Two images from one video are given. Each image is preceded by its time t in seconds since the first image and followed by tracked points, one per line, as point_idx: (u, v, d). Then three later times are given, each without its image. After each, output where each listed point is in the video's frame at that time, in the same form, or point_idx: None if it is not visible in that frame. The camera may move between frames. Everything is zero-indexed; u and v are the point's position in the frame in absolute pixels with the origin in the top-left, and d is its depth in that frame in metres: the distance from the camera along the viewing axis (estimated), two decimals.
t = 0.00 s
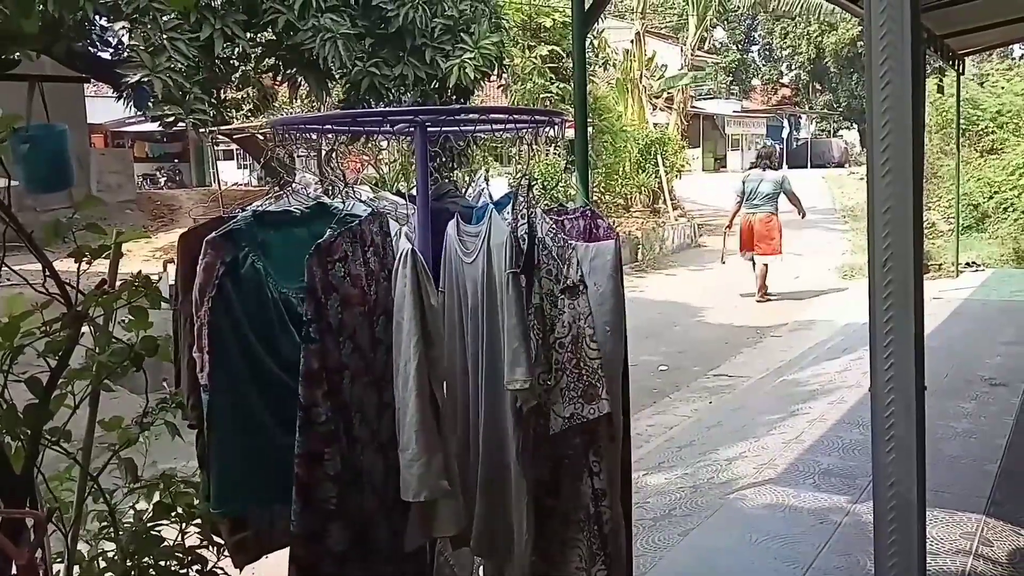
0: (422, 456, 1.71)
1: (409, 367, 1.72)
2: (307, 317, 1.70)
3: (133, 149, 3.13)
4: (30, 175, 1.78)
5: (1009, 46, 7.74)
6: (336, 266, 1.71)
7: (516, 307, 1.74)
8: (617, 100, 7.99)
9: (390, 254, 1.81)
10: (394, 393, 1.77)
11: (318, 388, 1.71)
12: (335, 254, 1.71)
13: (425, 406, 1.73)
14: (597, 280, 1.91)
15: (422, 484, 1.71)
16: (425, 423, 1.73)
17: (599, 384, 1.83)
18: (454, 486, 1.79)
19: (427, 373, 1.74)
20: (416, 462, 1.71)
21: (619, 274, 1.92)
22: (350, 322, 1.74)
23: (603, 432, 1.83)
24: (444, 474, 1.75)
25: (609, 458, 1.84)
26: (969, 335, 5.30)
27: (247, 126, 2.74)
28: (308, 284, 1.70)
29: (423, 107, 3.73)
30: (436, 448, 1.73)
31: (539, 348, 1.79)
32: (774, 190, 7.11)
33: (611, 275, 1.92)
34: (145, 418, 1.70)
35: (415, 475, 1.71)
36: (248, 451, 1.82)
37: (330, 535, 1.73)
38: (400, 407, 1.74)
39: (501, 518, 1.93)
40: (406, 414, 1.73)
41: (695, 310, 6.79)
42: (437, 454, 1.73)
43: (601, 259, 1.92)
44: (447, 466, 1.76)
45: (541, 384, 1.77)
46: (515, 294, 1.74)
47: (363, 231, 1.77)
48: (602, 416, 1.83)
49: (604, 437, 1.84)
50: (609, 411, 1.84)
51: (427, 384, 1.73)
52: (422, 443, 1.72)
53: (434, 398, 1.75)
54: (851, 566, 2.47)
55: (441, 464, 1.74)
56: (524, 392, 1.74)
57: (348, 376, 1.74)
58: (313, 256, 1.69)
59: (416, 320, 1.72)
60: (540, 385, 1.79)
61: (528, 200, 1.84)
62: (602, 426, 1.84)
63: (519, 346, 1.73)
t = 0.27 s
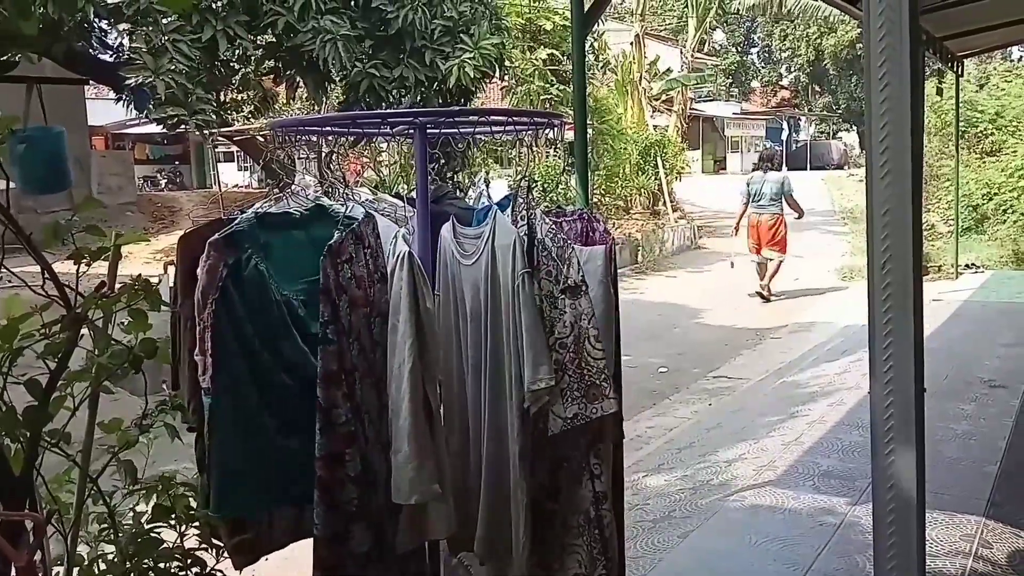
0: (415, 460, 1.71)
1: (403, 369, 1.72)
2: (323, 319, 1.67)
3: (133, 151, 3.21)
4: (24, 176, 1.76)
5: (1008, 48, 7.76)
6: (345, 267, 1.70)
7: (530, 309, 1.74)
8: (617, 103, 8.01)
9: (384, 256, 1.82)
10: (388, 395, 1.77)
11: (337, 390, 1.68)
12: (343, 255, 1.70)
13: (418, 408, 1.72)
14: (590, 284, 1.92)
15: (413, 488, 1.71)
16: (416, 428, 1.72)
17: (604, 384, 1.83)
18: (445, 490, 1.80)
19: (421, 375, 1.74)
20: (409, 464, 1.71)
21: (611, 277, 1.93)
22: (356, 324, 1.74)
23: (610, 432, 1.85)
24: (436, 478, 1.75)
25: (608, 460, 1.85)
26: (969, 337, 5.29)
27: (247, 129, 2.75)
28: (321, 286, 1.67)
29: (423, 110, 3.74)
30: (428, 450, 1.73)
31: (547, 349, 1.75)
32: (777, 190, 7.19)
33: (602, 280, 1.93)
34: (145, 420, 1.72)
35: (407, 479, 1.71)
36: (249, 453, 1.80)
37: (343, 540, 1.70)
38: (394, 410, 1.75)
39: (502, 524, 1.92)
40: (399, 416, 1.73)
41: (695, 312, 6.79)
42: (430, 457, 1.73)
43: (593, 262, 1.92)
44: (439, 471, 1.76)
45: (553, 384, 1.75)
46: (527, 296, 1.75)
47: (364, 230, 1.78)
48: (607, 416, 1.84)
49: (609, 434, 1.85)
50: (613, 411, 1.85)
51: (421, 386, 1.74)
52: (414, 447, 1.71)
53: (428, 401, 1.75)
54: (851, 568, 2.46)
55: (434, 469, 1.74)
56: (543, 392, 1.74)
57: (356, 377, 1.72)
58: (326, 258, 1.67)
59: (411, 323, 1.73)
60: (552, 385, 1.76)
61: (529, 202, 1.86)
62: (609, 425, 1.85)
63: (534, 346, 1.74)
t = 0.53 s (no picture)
0: (409, 460, 1.74)
1: (400, 370, 1.75)
2: (332, 319, 1.68)
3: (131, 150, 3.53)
4: (26, 178, 1.74)
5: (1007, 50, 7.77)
6: (348, 269, 1.70)
7: (525, 310, 1.75)
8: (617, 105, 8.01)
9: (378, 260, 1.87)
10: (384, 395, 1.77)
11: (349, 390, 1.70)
12: (347, 257, 1.69)
13: (415, 412, 1.75)
14: (587, 288, 1.92)
15: (408, 489, 1.74)
16: (413, 432, 1.75)
17: (599, 386, 1.81)
18: (440, 490, 1.83)
19: (417, 377, 1.76)
20: (405, 464, 1.74)
21: (608, 281, 1.93)
22: (361, 328, 1.73)
23: (607, 433, 1.82)
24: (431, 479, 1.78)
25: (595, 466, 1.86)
26: (969, 339, 5.30)
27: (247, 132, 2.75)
28: (330, 288, 1.66)
29: (424, 112, 3.77)
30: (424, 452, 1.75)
31: (541, 351, 1.76)
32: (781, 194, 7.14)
33: (599, 284, 1.92)
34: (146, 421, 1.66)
35: (404, 481, 1.74)
36: (250, 454, 1.83)
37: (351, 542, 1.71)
38: (390, 412, 1.75)
39: (502, 520, 1.93)
40: (396, 418, 1.75)
41: (694, 314, 6.80)
42: (426, 456, 1.76)
43: (591, 266, 1.92)
44: (435, 473, 1.80)
45: (542, 389, 1.75)
46: (524, 298, 1.75)
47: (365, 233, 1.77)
48: (603, 417, 1.82)
49: (605, 437, 1.83)
50: (609, 412, 1.83)
51: (416, 387, 1.76)
52: (409, 449, 1.74)
53: (423, 403, 1.78)
54: (851, 570, 2.46)
55: (428, 469, 1.77)
56: (528, 394, 1.74)
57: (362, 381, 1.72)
58: (333, 260, 1.66)
59: (408, 324, 1.75)
60: (542, 388, 1.76)
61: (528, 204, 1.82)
62: (606, 423, 1.83)
63: (527, 348, 1.74)
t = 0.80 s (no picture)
0: (407, 464, 1.74)
1: (399, 372, 1.75)
2: (332, 322, 1.72)
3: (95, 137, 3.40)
4: (22, 180, 1.78)
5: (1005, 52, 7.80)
6: (348, 272, 1.73)
7: (526, 313, 1.75)
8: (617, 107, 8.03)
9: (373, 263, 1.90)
10: (382, 398, 1.77)
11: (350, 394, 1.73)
12: (346, 261, 1.73)
13: (414, 416, 1.75)
14: (590, 288, 1.96)
15: (408, 491, 1.74)
16: (413, 434, 1.75)
17: (578, 393, 1.78)
18: (439, 493, 1.82)
19: (417, 380, 1.76)
20: (404, 468, 1.74)
21: (611, 283, 1.96)
22: (357, 332, 1.75)
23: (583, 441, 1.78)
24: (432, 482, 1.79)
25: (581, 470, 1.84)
26: (968, 340, 5.31)
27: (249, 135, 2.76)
28: (331, 292, 1.71)
29: (427, 114, 3.81)
30: (425, 454, 1.76)
31: (540, 355, 1.76)
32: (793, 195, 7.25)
33: (605, 287, 1.95)
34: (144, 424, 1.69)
35: (403, 483, 1.74)
36: (255, 456, 1.84)
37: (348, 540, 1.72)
38: (389, 415, 1.76)
39: (496, 523, 1.93)
40: (395, 422, 1.75)
41: (694, 315, 6.81)
42: (425, 459, 1.76)
43: (595, 267, 1.95)
44: (435, 476, 1.80)
45: (543, 392, 1.75)
46: (523, 302, 1.76)
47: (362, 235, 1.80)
48: (582, 424, 1.78)
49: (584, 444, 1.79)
50: (588, 420, 1.79)
51: (415, 390, 1.76)
52: (409, 452, 1.74)
53: (423, 405, 1.78)
54: (851, 571, 2.48)
55: (428, 472, 1.77)
56: (528, 399, 1.75)
57: (362, 381, 1.74)
58: (331, 263, 1.70)
59: (407, 327, 1.75)
60: (542, 392, 1.75)
61: (524, 209, 1.91)
62: (585, 432, 1.79)
63: (529, 351, 1.75)
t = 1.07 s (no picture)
0: (408, 467, 1.74)
1: (400, 375, 1.75)
2: (327, 324, 1.71)
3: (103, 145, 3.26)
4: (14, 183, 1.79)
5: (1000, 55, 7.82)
6: (341, 274, 1.73)
7: (526, 317, 1.74)
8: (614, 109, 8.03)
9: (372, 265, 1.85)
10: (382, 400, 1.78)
11: (343, 397, 1.73)
12: (341, 263, 1.74)
13: (414, 418, 1.75)
14: (587, 289, 1.95)
15: (409, 493, 1.74)
16: (412, 437, 1.75)
17: (576, 396, 1.78)
18: (438, 496, 1.82)
19: (417, 383, 1.76)
20: (404, 470, 1.74)
21: (609, 285, 1.95)
22: (352, 335, 1.75)
23: (582, 443, 1.77)
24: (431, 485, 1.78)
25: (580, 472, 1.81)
26: (964, 342, 5.32)
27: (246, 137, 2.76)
28: (325, 294, 1.72)
29: (424, 115, 3.81)
30: (425, 457, 1.76)
31: (540, 357, 1.74)
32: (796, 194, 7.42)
33: (601, 286, 1.95)
34: (139, 426, 1.69)
35: (403, 486, 1.74)
36: (255, 459, 1.82)
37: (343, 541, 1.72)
38: (389, 418, 1.76)
39: (494, 521, 1.94)
40: (395, 425, 1.75)
41: (691, 317, 6.81)
42: (424, 461, 1.76)
43: (591, 270, 1.95)
44: (435, 478, 1.80)
45: (543, 394, 1.73)
46: (523, 305, 1.75)
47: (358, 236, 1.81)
48: (580, 427, 1.77)
49: (582, 446, 1.78)
50: (587, 423, 1.78)
51: (415, 392, 1.76)
52: (410, 454, 1.74)
53: (423, 408, 1.78)
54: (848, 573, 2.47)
55: (428, 474, 1.77)
56: (534, 400, 1.73)
57: (353, 382, 1.74)
58: (325, 266, 1.72)
59: (407, 329, 1.76)
60: (545, 396, 1.74)
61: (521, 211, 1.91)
62: (582, 435, 1.78)
63: (531, 354, 1.74)
